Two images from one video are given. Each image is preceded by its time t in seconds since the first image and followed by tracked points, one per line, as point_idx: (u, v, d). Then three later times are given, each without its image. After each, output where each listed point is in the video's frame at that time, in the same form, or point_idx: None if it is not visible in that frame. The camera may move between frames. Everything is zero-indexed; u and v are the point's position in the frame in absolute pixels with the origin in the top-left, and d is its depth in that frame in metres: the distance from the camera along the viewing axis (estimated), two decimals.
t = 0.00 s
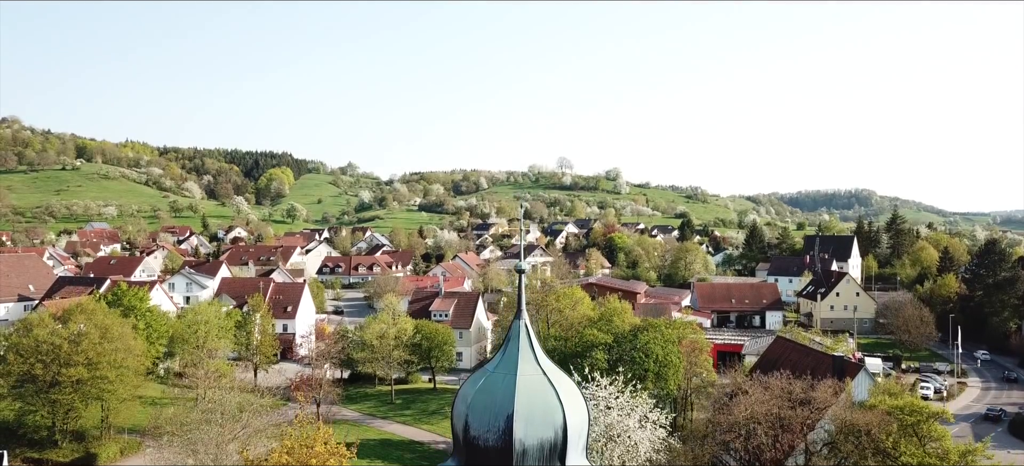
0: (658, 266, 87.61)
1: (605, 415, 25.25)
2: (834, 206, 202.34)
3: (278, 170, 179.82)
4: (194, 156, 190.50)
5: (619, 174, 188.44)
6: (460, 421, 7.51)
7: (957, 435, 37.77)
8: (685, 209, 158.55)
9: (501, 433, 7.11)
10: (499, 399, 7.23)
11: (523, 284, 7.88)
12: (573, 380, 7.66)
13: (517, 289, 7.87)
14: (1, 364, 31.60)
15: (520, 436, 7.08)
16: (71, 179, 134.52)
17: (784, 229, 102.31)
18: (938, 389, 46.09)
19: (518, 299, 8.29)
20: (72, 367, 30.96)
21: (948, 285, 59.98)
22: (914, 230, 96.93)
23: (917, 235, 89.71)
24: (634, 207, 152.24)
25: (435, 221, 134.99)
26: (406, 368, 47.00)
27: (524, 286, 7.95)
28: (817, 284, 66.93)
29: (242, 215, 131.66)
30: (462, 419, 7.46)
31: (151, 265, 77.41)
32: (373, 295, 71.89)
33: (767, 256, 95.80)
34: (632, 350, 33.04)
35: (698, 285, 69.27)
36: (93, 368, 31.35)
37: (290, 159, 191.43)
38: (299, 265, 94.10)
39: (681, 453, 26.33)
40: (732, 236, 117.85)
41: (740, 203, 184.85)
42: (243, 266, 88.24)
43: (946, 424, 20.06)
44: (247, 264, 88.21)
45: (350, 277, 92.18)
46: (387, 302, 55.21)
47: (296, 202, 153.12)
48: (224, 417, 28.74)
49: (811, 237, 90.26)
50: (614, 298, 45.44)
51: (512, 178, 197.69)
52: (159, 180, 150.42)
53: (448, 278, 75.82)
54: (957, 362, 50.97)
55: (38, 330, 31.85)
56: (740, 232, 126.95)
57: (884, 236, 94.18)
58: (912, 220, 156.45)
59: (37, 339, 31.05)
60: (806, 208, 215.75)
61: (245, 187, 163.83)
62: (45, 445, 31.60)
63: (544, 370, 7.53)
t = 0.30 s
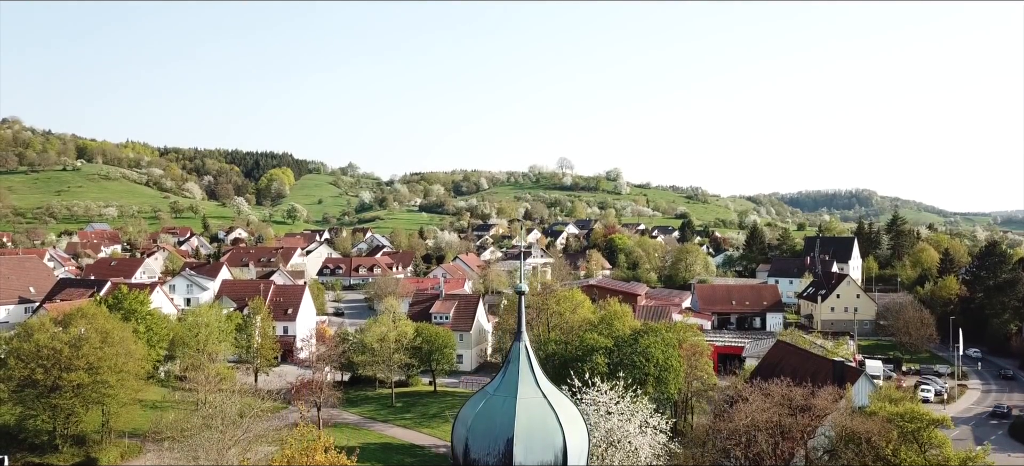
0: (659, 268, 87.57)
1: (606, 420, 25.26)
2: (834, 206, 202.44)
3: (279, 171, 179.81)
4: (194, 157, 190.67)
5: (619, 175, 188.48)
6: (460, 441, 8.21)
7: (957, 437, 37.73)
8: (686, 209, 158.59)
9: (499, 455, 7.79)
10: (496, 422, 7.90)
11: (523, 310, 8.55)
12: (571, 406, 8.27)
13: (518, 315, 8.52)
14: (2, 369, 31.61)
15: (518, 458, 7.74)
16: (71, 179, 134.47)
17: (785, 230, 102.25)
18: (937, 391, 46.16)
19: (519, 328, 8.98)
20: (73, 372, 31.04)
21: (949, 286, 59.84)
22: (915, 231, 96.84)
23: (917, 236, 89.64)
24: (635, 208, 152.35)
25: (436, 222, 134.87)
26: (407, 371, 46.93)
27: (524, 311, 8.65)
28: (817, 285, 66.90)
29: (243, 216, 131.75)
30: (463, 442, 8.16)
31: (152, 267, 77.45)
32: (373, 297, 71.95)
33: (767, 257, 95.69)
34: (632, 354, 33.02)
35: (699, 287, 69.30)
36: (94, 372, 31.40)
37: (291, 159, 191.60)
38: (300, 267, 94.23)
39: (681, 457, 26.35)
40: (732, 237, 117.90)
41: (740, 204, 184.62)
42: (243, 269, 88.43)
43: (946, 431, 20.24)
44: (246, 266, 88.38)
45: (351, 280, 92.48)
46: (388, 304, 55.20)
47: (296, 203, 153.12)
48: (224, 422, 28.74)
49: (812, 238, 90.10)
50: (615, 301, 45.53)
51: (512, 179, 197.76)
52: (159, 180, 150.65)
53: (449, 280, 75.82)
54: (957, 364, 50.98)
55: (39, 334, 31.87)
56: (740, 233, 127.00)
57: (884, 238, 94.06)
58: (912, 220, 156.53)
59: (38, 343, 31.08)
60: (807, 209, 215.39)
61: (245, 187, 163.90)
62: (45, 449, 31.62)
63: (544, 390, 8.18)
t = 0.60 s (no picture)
0: (659, 269, 87.58)
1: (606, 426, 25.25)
2: (834, 206, 202.55)
3: (279, 171, 179.87)
4: (195, 158, 191.06)
5: (619, 176, 188.70)
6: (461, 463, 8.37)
7: (958, 441, 37.61)
8: (686, 210, 158.61)
9: None
10: (497, 443, 8.10)
11: (523, 336, 8.86)
12: (570, 428, 8.49)
13: (518, 340, 8.83)
14: (3, 373, 31.66)
15: None
16: (72, 180, 134.70)
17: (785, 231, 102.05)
18: (938, 394, 46.10)
19: (520, 350, 9.25)
20: (73, 377, 31.08)
21: (950, 288, 59.32)
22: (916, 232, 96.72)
23: (918, 237, 89.50)
24: (635, 208, 152.41)
25: (436, 222, 134.85)
26: (407, 374, 46.88)
27: (525, 336, 8.95)
28: (818, 287, 66.84)
29: (243, 216, 131.86)
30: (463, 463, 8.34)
31: (152, 269, 77.42)
32: (373, 299, 71.95)
33: (768, 259, 95.57)
34: (632, 358, 33.01)
35: (699, 288, 69.34)
36: (95, 377, 31.44)
37: (291, 160, 191.92)
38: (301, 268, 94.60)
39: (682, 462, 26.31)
40: (732, 238, 117.90)
41: (741, 204, 184.74)
42: (244, 271, 88.82)
43: (946, 439, 20.23)
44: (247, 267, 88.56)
45: (353, 281, 92.77)
46: (388, 306, 55.17)
47: (296, 203, 153.17)
48: (224, 426, 28.76)
49: (812, 240, 89.89)
50: (615, 304, 45.49)
51: (512, 179, 197.99)
52: (160, 181, 150.83)
53: (449, 281, 75.83)
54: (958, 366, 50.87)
55: (40, 338, 31.93)
56: (740, 233, 127.02)
57: (885, 239, 93.94)
58: (912, 220, 156.59)
59: (39, 348, 31.13)
60: (807, 209, 215.39)
61: (246, 188, 164.03)
62: (46, 454, 31.49)
63: (544, 414, 8.42)
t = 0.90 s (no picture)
0: (659, 271, 87.60)
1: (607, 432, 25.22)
2: (835, 206, 202.72)
3: (279, 172, 179.83)
4: (195, 158, 191.23)
5: (619, 177, 188.96)
6: None
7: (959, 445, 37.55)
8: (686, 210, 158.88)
9: None
10: None
11: (524, 358, 8.93)
12: (571, 452, 8.58)
13: (519, 362, 8.91)
14: (4, 379, 31.64)
15: None
16: (73, 181, 134.79)
17: (785, 232, 101.97)
18: (939, 397, 46.06)
19: (520, 370, 9.35)
20: (74, 382, 31.11)
21: (951, 290, 59.78)
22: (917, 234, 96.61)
23: (919, 239, 89.39)
24: (636, 209, 152.60)
25: (437, 224, 134.81)
26: (407, 377, 46.83)
27: (525, 358, 9.02)
28: (818, 289, 66.79)
29: (244, 217, 131.87)
30: None
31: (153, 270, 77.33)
32: (374, 301, 71.91)
33: (768, 260, 95.57)
34: (633, 363, 32.96)
35: (700, 290, 69.27)
36: (96, 382, 31.45)
37: (291, 160, 192.11)
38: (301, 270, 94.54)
39: None
40: (733, 239, 117.95)
41: (741, 204, 184.95)
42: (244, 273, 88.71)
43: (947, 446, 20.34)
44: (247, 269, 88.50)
45: (353, 283, 92.69)
46: (388, 309, 55.11)
47: (297, 204, 153.16)
48: (224, 431, 28.77)
49: (813, 241, 89.54)
50: (616, 308, 45.43)
51: (513, 180, 198.14)
52: (160, 182, 150.89)
53: (449, 283, 75.77)
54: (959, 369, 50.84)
55: (40, 344, 31.95)
56: (740, 234, 127.10)
57: (885, 240, 93.83)
58: (912, 220, 156.89)
59: (40, 353, 31.12)
60: (807, 209, 215.41)
61: (246, 189, 164.13)
62: (46, 459, 31.43)
63: (544, 438, 8.52)
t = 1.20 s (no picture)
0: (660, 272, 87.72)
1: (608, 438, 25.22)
2: (836, 206, 202.61)
3: (279, 172, 179.87)
4: (195, 159, 191.30)
5: (620, 177, 188.94)
6: None
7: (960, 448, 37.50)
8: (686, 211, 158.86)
9: None
10: None
11: (525, 380, 9.24)
12: None
13: (521, 385, 9.22)
14: (5, 384, 31.70)
15: None
16: (74, 182, 134.77)
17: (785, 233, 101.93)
18: (940, 399, 46.03)
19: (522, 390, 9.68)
20: (75, 387, 31.18)
21: (952, 292, 59.77)
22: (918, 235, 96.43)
23: (920, 240, 89.24)
24: (636, 209, 152.61)
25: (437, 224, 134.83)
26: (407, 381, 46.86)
27: (526, 379, 9.33)
28: (819, 291, 66.85)
29: (244, 218, 131.89)
30: None
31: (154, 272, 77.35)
32: (375, 303, 71.94)
33: (768, 262, 95.55)
34: (633, 367, 32.96)
35: (700, 292, 69.27)
36: (97, 386, 31.51)
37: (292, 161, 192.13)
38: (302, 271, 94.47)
39: None
40: (733, 239, 117.95)
41: (741, 204, 184.86)
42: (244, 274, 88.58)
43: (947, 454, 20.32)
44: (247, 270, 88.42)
45: (353, 284, 92.66)
46: (389, 312, 55.16)
47: (297, 205, 153.18)
48: (224, 435, 28.79)
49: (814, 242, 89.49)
50: (617, 311, 45.40)
51: (513, 180, 198.05)
52: (161, 182, 150.88)
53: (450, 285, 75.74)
54: (959, 371, 50.83)
55: (41, 348, 32.04)
56: (741, 235, 127.10)
57: (886, 241, 93.71)
58: (912, 220, 156.79)
59: (41, 358, 31.20)
60: (808, 209, 215.29)
61: (246, 190, 164.18)
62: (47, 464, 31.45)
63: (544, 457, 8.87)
